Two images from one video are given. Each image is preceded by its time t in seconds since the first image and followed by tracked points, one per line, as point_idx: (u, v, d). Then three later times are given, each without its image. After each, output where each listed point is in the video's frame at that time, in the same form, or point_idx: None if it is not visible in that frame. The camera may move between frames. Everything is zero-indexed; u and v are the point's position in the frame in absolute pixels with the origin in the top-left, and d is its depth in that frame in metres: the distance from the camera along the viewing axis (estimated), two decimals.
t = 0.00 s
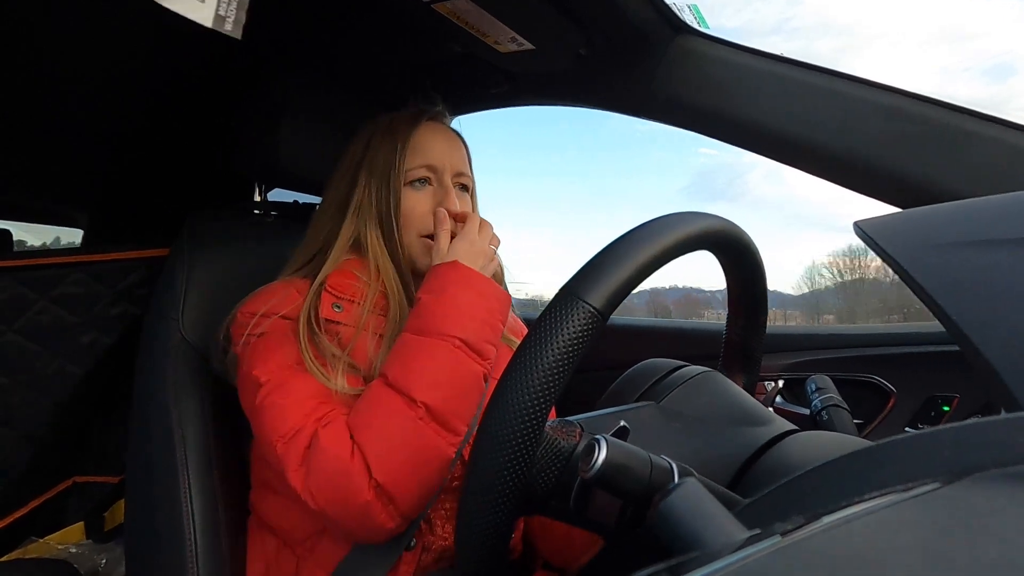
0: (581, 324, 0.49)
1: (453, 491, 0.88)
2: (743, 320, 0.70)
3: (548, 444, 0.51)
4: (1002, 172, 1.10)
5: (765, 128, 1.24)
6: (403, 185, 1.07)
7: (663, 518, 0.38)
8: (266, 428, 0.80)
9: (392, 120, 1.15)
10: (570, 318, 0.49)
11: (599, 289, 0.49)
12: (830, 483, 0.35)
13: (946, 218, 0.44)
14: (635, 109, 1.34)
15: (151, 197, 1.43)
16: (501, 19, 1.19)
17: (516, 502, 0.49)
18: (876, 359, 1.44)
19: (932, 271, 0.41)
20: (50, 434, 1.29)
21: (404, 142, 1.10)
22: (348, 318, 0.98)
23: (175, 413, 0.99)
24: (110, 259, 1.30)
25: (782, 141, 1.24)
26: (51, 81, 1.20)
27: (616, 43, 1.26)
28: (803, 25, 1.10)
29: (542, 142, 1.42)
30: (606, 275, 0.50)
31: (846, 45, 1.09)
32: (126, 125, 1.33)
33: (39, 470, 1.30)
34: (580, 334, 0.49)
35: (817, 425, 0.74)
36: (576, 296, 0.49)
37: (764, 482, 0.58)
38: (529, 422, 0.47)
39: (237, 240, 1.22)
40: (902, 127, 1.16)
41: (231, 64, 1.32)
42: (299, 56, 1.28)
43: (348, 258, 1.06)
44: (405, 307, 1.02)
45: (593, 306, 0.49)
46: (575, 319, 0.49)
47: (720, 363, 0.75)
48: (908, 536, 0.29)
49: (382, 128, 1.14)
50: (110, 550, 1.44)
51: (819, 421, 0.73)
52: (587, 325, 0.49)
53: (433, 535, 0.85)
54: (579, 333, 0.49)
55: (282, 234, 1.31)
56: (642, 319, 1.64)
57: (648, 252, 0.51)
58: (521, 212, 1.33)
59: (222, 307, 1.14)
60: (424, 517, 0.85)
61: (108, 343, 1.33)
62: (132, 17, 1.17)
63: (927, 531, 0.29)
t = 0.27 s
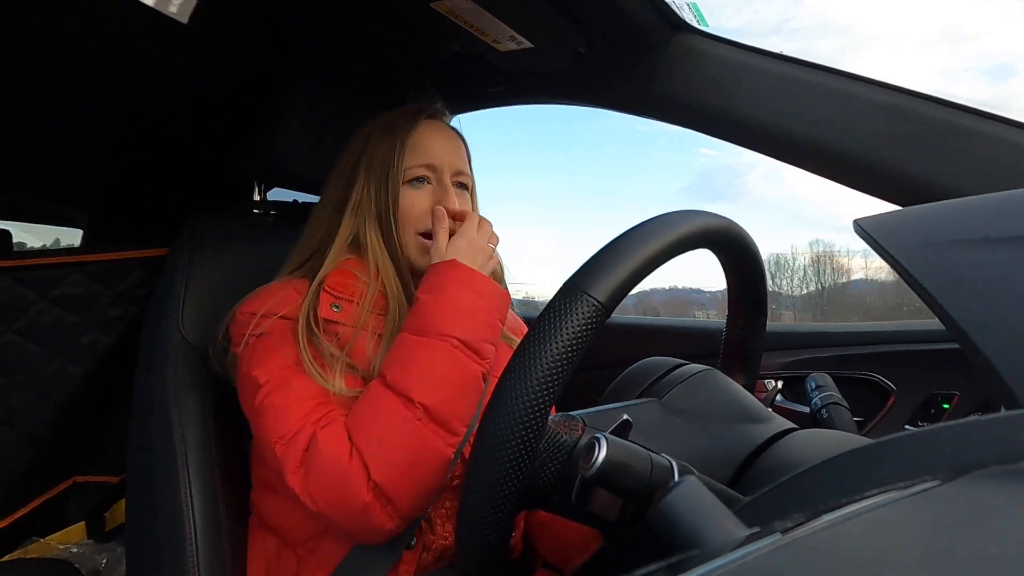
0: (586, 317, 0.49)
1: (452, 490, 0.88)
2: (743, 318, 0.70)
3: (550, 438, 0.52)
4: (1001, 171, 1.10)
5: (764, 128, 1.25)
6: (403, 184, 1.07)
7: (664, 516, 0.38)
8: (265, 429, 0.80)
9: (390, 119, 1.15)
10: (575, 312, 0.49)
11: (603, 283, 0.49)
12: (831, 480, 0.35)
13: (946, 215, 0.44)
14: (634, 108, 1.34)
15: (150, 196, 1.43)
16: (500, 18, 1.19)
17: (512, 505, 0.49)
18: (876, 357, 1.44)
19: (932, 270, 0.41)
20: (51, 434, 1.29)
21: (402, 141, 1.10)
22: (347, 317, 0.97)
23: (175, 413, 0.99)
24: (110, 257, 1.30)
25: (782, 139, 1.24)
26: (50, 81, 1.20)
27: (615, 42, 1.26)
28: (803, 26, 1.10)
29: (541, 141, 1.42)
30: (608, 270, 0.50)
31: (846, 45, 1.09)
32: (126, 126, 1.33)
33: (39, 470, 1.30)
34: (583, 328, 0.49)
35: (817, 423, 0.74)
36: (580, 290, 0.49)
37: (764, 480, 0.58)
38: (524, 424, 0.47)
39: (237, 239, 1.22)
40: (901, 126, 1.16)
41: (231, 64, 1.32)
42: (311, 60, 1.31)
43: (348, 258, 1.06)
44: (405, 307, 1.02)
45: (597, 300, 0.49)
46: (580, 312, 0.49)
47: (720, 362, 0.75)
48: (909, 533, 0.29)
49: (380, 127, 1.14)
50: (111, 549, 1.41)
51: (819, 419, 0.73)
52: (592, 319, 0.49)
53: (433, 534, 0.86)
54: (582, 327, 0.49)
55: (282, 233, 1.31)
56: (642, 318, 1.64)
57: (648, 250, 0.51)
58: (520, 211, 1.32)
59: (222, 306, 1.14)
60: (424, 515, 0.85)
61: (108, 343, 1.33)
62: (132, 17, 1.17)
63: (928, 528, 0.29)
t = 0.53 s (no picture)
0: (586, 316, 0.49)
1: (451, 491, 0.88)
2: (743, 318, 0.70)
3: (550, 439, 0.52)
4: (1001, 171, 1.10)
5: (765, 127, 1.24)
6: (392, 184, 1.07)
7: (663, 517, 0.38)
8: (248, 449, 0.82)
9: (377, 120, 1.15)
10: (576, 311, 0.49)
11: (604, 283, 0.49)
12: (831, 480, 0.35)
13: (944, 214, 0.44)
14: (634, 108, 1.34)
15: (150, 196, 1.43)
16: (500, 18, 1.19)
17: (509, 515, 0.49)
18: (875, 358, 1.44)
19: (932, 270, 0.41)
20: (51, 434, 1.29)
21: (389, 144, 1.10)
22: (335, 322, 0.98)
23: (174, 413, 0.99)
24: (111, 258, 1.30)
25: (781, 139, 1.24)
26: (50, 81, 1.19)
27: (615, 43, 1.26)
28: (803, 23, 1.10)
29: (541, 141, 1.42)
30: (611, 269, 0.50)
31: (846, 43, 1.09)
32: (126, 126, 1.33)
33: (39, 471, 1.30)
34: (586, 327, 0.49)
35: (816, 423, 0.74)
36: (580, 290, 0.49)
37: (762, 481, 0.57)
38: (519, 431, 0.47)
39: (236, 239, 1.22)
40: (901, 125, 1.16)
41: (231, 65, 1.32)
42: (297, 54, 1.31)
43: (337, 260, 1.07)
44: (394, 310, 1.02)
45: (598, 300, 0.49)
46: (581, 312, 0.49)
47: (719, 363, 0.75)
48: (908, 534, 0.29)
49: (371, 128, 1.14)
50: (110, 550, 1.43)
51: (818, 419, 0.73)
52: (592, 318, 0.49)
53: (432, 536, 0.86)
54: (584, 326, 0.49)
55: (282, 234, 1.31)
56: (641, 318, 1.64)
57: (644, 252, 0.51)
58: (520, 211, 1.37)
59: (222, 306, 1.14)
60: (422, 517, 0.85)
61: (107, 343, 1.33)
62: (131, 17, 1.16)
63: (928, 529, 0.29)
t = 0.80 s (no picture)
0: (585, 320, 0.49)
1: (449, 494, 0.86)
2: (743, 323, 0.70)
3: (548, 442, 0.52)
4: (1003, 180, 1.10)
5: (768, 132, 1.23)
6: (386, 185, 1.07)
7: (660, 523, 0.38)
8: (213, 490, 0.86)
9: (370, 120, 1.15)
10: (573, 315, 0.49)
11: (603, 287, 0.50)
12: (832, 485, 0.35)
13: (946, 221, 0.44)
14: (636, 113, 1.33)
15: (152, 196, 1.44)
16: (503, 20, 1.19)
17: (505, 522, 0.49)
18: (875, 364, 1.44)
19: (932, 276, 0.41)
20: (49, 433, 1.29)
21: (385, 144, 1.10)
22: (316, 328, 0.99)
23: (173, 412, 0.99)
24: (111, 258, 1.30)
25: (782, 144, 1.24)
26: (53, 80, 1.20)
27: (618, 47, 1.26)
28: (806, 17, 1.08)
29: (543, 142, 1.42)
30: (608, 274, 0.50)
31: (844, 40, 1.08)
32: (126, 124, 1.33)
33: (37, 468, 1.30)
34: (586, 330, 0.49)
35: (815, 428, 0.74)
36: (579, 293, 0.50)
37: (762, 486, 0.57)
38: (513, 438, 0.47)
39: (237, 239, 1.22)
40: (903, 131, 1.16)
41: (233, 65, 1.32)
42: (311, 61, 1.30)
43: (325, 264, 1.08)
44: (377, 313, 1.01)
45: (596, 304, 0.49)
46: (579, 316, 0.49)
47: (719, 368, 0.74)
48: (906, 541, 0.29)
49: (366, 129, 1.14)
50: (108, 549, 1.39)
51: (817, 425, 0.72)
52: (591, 322, 0.49)
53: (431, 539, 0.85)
54: (584, 330, 0.49)
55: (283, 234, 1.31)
56: (641, 322, 1.64)
57: (642, 256, 0.51)
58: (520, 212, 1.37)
59: (222, 306, 1.14)
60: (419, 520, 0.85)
61: (107, 342, 1.33)
62: (133, 16, 1.16)
63: (927, 537, 0.28)
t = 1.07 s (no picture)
0: (584, 327, 0.49)
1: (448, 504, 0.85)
2: (743, 328, 0.70)
3: (548, 448, 0.51)
4: (1001, 187, 1.10)
5: (767, 138, 1.24)
6: (389, 192, 1.07)
7: (661, 530, 0.38)
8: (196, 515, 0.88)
9: (373, 127, 1.16)
10: (573, 322, 0.49)
11: (602, 294, 0.50)
12: (834, 490, 0.35)
13: (944, 226, 0.44)
14: (635, 119, 1.33)
15: (151, 202, 1.44)
16: (502, 28, 1.20)
17: (503, 530, 0.49)
18: (874, 370, 1.44)
19: (932, 282, 0.41)
20: (46, 440, 1.29)
21: (387, 150, 1.10)
22: (310, 339, 0.99)
23: (172, 419, 0.99)
24: (108, 265, 1.29)
25: (781, 150, 1.24)
26: (53, 87, 1.20)
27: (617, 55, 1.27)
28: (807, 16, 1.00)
29: (543, 147, 1.42)
30: (606, 282, 0.50)
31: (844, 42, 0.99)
32: (126, 130, 1.33)
33: (35, 475, 1.29)
34: (586, 336, 0.49)
35: (816, 434, 0.73)
36: (579, 300, 0.50)
37: (763, 493, 0.57)
38: (509, 449, 0.47)
39: (236, 245, 1.22)
40: (900, 138, 1.16)
41: (232, 72, 1.32)
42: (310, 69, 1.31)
43: (321, 272, 1.08)
44: (372, 320, 1.02)
45: (596, 310, 0.49)
46: (578, 322, 0.49)
47: (719, 373, 0.74)
48: (907, 547, 0.28)
49: (366, 136, 1.14)
50: (104, 556, 1.40)
51: (818, 431, 0.72)
52: (590, 329, 0.49)
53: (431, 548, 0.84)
54: (583, 336, 0.49)
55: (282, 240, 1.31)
56: (640, 328, 1.64)
57: (645, 262, 0.51)
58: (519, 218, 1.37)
59: (221, 312, 1.14)
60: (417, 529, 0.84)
61: (106, 347, 1.32)
62: (132, 22, 1.17)
63: (928, 543, 0.28)
